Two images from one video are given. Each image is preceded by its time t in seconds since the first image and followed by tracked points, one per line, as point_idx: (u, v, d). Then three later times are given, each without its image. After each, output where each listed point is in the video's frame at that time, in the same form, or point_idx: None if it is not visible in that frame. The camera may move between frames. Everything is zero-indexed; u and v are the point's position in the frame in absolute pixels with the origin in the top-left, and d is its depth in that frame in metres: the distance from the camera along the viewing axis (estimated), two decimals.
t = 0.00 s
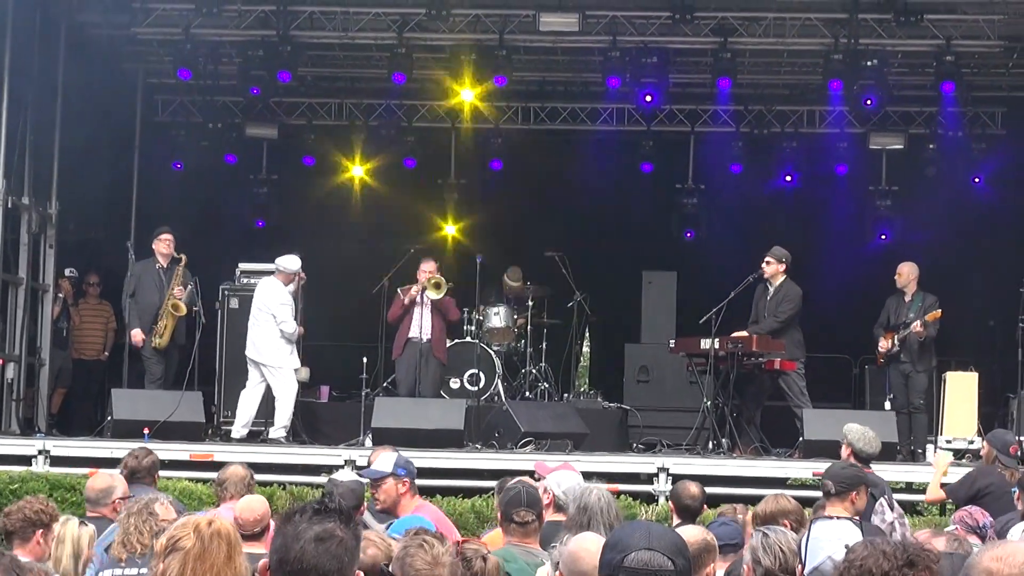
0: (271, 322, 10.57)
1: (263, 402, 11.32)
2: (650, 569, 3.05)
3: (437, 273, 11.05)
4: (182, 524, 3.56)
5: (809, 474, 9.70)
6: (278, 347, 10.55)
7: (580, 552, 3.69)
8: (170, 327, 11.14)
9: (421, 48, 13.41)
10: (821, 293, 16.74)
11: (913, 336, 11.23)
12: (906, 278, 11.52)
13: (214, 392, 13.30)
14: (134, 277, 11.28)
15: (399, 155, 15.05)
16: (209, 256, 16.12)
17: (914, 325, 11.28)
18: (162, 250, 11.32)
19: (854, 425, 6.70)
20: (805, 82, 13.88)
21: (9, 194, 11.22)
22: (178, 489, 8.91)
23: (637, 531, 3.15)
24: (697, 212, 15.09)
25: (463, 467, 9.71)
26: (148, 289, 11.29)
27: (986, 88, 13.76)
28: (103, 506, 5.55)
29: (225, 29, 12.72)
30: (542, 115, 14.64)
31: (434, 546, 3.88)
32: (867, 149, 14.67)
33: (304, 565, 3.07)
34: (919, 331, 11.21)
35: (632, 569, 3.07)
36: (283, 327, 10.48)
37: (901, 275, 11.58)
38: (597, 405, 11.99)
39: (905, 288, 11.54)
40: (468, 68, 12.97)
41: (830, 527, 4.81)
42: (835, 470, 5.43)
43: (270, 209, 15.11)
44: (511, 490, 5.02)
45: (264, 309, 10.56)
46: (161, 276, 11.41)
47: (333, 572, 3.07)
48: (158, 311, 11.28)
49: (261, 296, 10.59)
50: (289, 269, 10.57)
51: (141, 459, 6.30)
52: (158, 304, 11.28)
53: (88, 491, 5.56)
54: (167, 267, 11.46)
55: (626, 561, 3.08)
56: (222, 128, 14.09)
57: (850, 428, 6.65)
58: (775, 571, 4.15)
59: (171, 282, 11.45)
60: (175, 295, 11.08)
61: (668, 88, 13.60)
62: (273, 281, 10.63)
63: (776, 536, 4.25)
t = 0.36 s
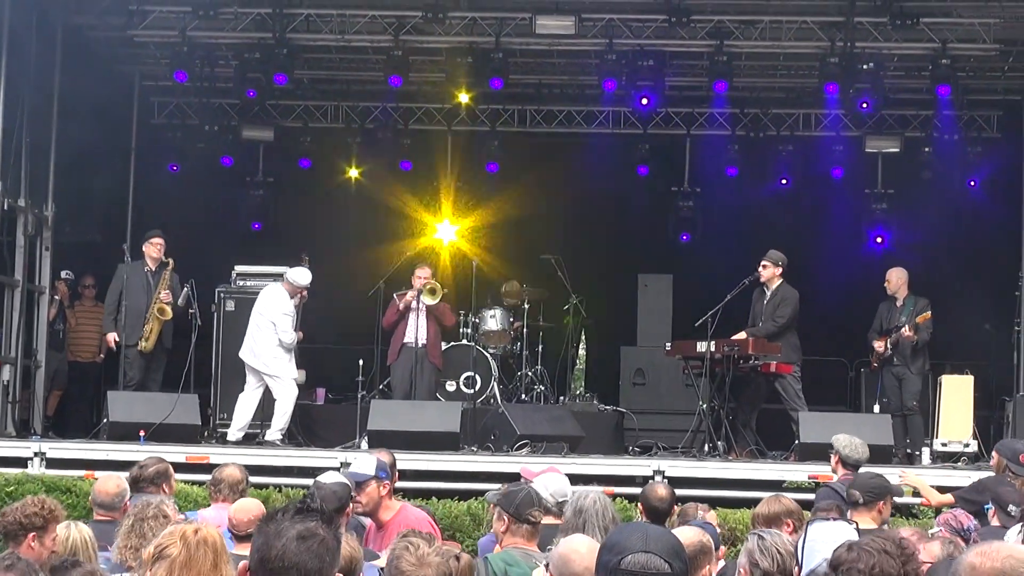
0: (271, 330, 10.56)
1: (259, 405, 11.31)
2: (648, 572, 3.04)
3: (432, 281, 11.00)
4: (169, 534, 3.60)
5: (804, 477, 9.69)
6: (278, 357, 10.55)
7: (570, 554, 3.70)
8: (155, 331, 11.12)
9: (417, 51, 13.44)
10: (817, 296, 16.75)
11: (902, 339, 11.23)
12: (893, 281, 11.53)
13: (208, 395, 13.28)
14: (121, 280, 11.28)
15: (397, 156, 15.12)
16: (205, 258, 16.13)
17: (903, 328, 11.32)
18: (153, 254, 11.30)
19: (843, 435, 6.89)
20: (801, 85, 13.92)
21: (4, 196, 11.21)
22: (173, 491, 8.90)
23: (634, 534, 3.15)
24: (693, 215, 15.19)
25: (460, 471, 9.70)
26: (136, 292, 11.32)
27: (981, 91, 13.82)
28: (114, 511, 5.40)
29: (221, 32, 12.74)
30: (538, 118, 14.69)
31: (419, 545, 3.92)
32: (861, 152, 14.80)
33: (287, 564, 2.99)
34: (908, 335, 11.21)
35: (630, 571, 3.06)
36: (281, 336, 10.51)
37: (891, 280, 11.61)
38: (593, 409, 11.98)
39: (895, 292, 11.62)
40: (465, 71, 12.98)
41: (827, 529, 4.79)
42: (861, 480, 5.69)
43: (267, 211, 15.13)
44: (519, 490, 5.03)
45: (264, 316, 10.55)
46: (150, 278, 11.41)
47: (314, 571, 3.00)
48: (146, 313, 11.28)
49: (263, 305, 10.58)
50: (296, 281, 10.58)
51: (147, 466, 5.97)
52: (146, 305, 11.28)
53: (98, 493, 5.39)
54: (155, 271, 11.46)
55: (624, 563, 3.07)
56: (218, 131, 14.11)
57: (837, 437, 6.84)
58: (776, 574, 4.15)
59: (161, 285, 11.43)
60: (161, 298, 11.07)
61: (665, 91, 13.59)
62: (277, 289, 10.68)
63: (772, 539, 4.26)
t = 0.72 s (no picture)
0: (265, 331, 10.59)
1: (255, 407, 11.28)
2: (644, 572, 3.04)
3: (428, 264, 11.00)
4: (178, 534, 3.56)
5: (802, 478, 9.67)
6: (272, 359, 10.52)
7: (566, 556, 3.68)
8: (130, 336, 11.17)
9: (413, 52, 13.44)
10: (814, 297, 16.74)
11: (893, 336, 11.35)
12: (893, 283, 11.50)
13: (204, 398, 13.25)
14: (99, 282, 11.31)
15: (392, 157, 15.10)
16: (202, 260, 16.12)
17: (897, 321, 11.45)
18: (132, 258, 11.40)
19: (820, 436, 6.83)
20: (796, 85, 13.92)
21: None
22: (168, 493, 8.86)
23: (629, 535, 3.14)
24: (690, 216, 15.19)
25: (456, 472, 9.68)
26: (114, 295, 11.33)
27: (977, 91, 13.83)
28: (93, 510, 5.34)
29: (216, 33, 12.73)
30: (533, 119, 14.71)
31: (409, 548, 3.92)
32: (854, 151, 14.99)
33: (259, 565, 2.95)
34: (899, 330, 11.31)
35: (625, 571, 3.05)
36: (276, 341, 10.48)
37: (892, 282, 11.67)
38: (589, 410, 11.97)
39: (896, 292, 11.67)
40: (460, 72, 12.97)
41: (818, 526, 4.74)
42: (887, 477, 5.72)
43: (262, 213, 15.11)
44: (512, 490, 5.03)
45: (261, 319, 10.57)
46: (127, 283, 11.41)
47: (288, 572, 2.97)
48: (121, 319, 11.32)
49: (260, 305, 10.59)
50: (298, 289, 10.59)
51: (169, 467, 6.00)
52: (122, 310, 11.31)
53: (71, 495, 5.33)
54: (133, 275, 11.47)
55: (619, 564, 3.06)
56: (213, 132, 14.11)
57: (812, 439, 6.81)
58: None
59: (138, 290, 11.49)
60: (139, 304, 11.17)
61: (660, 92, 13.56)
62: (276, 292, 10.65)
63: (761, 541, 4.22)
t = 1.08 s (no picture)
0: (256, 330, 10.56)
1: (251, 407, 11.27)
2: (636, 571, 3.03)
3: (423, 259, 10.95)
4: (204, 530, 3.89)
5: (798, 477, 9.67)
6: (265, 357, 10.52)
7: (563, 555, 3.71)
8: (112, 337, 11.17)
9: (410, 52, 13.45)
10: (811, 297, 16.74)
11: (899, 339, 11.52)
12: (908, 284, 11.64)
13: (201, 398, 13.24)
14: (78, 284, 11.27)
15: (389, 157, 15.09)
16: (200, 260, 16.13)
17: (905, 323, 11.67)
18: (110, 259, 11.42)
19: (803, 438, 6.87)
20: (792, 85, 13.92)
21: None
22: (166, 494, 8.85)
23: (621, 535, 3.13)
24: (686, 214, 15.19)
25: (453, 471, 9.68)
26: (94, 296, 11.32)
27: (973, 90, 13.84)
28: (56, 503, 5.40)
29: (212, 33, 12.74)
30: (530, 119, 14.72)
31: (403, 547, 3.91)
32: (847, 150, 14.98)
33: (238, 568, 2.92)
34: (904, 334, 11.53)
35: (618, 570, 3.05)
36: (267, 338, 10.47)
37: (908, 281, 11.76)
38: (586, 409, 11.98)
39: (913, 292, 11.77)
40: (457, 72, 12.94)
41: (813, 528, 4.76)
42: (906, 481, 5.76)
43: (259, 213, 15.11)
44: (507, 489, 5.04)
45: (251, 317, 10.54)
46: (106, 283, 11.42)
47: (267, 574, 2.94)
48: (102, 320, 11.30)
49: (251, 304, 10.56)
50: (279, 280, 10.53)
51: (179, 459, 5.90)
52: (103, 311, 11.30)
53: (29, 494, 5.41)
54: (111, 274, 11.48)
55: (611, 563, 3.06)
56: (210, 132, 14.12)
57: (791, 441, 6.85)
58: None
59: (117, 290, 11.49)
60: (120, 304, 11.18)
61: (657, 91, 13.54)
62: (264, 291, 10.60)
63: (754, 541, 4.22)
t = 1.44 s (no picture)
0: (246, 328, 10.54)
1: (249, 407, 11.26)
2: (630, 569, 2.99)
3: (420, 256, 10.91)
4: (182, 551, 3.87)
5: (796, 475, 9.66)
6: (258, 351, 10.51)
7: (563, 553, 3.67)
8: (109, 335, 11.17)
9: (406, 51, 13.45)
10: (808, 294, 16.75)
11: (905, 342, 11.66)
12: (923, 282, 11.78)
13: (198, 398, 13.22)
14: (71, 285, 11.22)
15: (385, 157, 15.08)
16: (197, 260, 16.12)
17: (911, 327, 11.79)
18: (100, 258, 11.34)
19: (807, 430, 6.81)
20: (788, 83, 13.93)
21: None
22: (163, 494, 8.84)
23: (613, 533, 3.08)
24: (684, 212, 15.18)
25: (450, 470, 9.68)
26: (86, 297, 11.25)
27: (971, 87, 13.84)
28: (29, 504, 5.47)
29: (208, 33, 12.73)
30: (527, 117, 14.71)
31: (395, 546, 3.89)
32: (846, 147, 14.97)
33: (214, 569, 2.91)
34: (911, 339, 11.62)
35: (611, 569, 3.00)
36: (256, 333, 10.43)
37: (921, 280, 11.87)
38: (584, 408, 11.97)
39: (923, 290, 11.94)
40: (453, 71, 12.93)
41: (808, 527, 4.75)
42: (902, 479, 5.74)
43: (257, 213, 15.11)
44: (505, 488, 5.00)
45: (240, 315, 10.53)
46: (99, 282, 11.38)
47: (245, 574, 2.91)
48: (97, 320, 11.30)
49: (236, 301, 10.54)
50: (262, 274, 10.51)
51: (168, 461, 5.88)
52: (97, 311, 11.27)
53: None
54: (104, 274, 11.44)
55: (605, 562, 3.01)
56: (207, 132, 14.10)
57: (796, 437, 6.79)
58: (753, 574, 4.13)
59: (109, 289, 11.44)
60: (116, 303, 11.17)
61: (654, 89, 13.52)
62: (248, 288, 10.57)
63: (749, 539, 4.21)
